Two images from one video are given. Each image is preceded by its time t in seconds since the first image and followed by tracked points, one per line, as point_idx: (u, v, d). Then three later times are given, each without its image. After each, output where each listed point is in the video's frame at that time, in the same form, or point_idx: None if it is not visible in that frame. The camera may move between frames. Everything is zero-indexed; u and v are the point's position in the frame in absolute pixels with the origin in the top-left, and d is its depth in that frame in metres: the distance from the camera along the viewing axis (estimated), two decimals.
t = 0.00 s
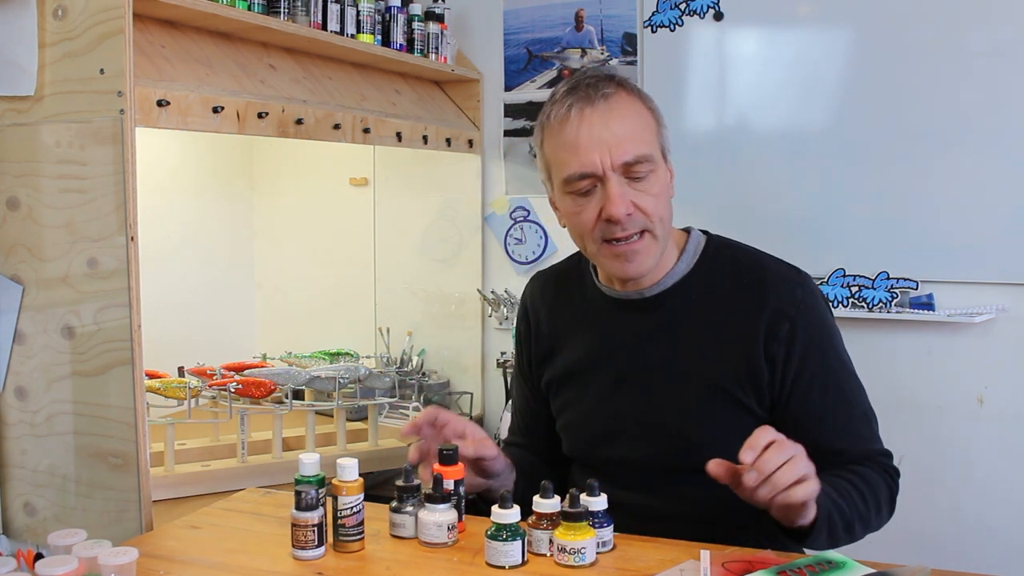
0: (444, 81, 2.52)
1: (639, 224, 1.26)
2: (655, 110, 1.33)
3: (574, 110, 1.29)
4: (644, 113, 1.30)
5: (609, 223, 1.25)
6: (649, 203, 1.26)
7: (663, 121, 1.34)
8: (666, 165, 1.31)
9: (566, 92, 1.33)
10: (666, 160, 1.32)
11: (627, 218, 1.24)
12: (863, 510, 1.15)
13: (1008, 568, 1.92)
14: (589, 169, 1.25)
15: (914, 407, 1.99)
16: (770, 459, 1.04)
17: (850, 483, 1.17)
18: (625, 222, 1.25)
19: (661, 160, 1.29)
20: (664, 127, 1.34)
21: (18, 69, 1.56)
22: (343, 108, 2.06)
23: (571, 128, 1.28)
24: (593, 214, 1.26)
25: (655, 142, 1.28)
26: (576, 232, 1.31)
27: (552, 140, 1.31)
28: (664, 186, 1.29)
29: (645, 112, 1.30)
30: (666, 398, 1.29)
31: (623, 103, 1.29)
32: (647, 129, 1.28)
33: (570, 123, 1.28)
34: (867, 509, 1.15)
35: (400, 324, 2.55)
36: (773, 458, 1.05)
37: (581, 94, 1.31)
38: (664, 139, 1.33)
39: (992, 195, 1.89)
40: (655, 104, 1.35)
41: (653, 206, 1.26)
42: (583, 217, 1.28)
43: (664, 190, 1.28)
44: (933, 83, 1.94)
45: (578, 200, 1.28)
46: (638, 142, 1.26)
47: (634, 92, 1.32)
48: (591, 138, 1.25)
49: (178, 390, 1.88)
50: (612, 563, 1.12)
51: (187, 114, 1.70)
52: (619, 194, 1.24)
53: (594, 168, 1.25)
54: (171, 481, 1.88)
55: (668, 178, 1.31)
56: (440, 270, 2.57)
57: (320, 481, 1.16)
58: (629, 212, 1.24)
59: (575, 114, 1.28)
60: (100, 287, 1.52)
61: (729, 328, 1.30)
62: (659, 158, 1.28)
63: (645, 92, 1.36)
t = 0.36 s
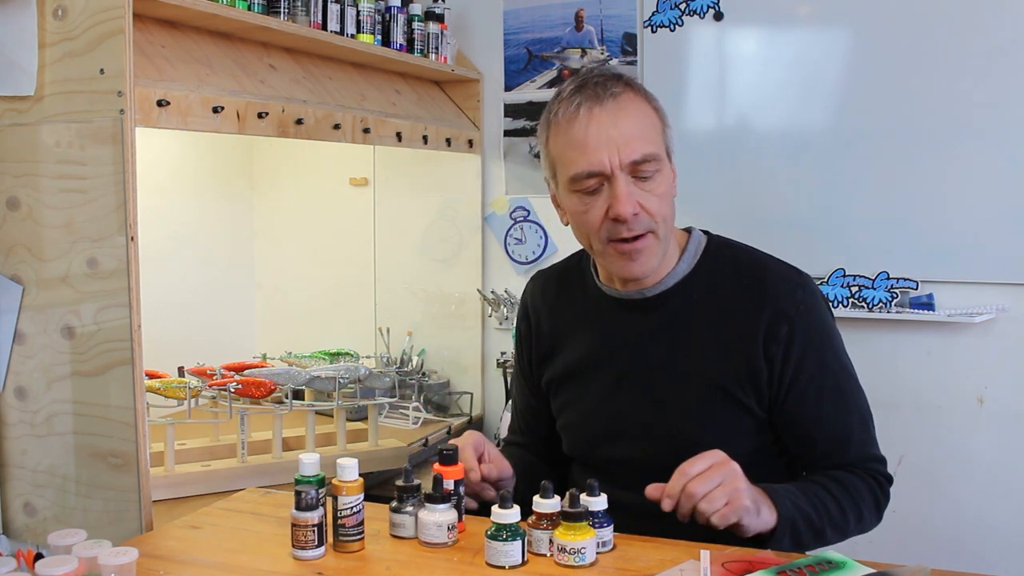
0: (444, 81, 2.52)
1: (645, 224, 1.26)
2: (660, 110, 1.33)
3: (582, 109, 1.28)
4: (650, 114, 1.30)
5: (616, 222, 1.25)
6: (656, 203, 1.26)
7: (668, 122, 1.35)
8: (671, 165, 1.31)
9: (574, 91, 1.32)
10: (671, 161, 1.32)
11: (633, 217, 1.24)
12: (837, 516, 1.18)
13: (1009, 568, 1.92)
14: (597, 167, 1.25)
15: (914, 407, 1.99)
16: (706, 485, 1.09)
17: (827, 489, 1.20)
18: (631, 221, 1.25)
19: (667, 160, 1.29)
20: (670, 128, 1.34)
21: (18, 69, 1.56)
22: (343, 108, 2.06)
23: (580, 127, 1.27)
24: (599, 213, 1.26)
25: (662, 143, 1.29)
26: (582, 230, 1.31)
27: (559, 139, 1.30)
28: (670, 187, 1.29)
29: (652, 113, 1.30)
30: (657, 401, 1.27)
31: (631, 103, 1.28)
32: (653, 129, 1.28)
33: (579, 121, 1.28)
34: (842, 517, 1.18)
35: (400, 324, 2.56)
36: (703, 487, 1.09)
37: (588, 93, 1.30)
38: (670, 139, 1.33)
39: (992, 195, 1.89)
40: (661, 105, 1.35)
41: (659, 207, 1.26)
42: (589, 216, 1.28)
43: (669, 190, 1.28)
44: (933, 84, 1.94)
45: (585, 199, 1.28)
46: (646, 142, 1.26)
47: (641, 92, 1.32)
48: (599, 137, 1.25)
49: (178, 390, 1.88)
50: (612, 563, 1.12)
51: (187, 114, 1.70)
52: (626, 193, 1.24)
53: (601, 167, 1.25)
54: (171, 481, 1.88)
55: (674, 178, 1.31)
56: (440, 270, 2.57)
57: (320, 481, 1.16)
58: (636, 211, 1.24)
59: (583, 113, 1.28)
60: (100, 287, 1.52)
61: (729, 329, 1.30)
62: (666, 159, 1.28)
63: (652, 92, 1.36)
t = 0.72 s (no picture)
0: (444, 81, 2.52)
1: (644, 221, 1.26)
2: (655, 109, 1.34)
3: (580, 107, 1.28)
4: (647, 111, 1.30)
5: (615, 219, 1.25)
6: (654, 200, 1.26)
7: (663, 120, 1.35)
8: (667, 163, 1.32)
9: (571, 89, 1.32)
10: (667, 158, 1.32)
11: (633, 214, 1.25)
12: (814, 516, 1.19)
13: (1009, 568, 1.92)
14: (596, 165, 1.25)
15: (914, 407, 1.99)
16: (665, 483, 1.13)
17: (807, 488, 1.21)
18: (631, 218, 1.25)
19: (663, 157, 1.30)
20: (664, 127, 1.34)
21: (18, 69, 1.56)
22: (343, 108, 2.06)
23: (578, 125, 1.27)
24: (599, 210, 1.26)
25: (659, 140, 1.29)
26: (580, 228, 1.31)
27: (557, 138, 1.30)
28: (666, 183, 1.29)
29: (648, 111, 1.31)
30: (646, 393, 1.26)
31: (628, 101, 1.29)
32: (650, 126, 1.28)
33: (577, 120, 1.28)
34: (819, 517, 1.19)
35: (400, 324, 2.56)
36: (660, 484, 1.13)
37: (585, 91, 1.30)
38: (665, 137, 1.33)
39: (992, 195, 1.89)
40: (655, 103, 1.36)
41: (657, 203, 1.27)
42: (588, 214, 1.28)
43: (666, 187, 1.29)
44: (932, 84, 1.94)
45: (584, 196, 1.28)
46: (644, 139, 1.26)
47: (637, 90, 1.33)
48: (598, 134, 1.25)
49: (178, 390, 1.88)
50: (612, 563, 1.12)
51: (188, 114, 1.70)
52: (626, 190, 1.24)
53: (600, 164, 1.25)
54: (171, 481, 1.88)
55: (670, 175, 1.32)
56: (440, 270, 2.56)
57: (320, 481, 1.17)
58: (635, 208, 1.24)
59: (581, 111, 1.28)
60: (99, 287, 1.52)
61: (721, 325, 1.30)
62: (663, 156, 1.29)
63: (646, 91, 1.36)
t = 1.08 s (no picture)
0: (444, 81, 2.52)
1: (636, 216, 1.25)
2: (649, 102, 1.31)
3: (571, 103, 1.26)
4: (640, 106, 1.27)
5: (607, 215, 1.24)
6: (646, 195, 1.25)
7: (658, 112, 1.32)
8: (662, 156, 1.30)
9: (562, 84, 1.29)
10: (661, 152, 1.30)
11: (625, 210, 1.24)
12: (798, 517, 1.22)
13: (1009, 568, 1.92)
14: (587, 162, 1.23)
15: (913, 407, 1.99)
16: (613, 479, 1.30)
17: (774, 484, 1.23)
18: (623, 214, 1.24)
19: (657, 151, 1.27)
20: (660, 120, 1.31)
21: (18, 69, 1.56)
22: (343, 108, 2.06)
23: (569, 122, 1.25)
24: (591, 207, 1.25)
25: (651, 134, 1.27)
26: (572, 225, 1.29)
27: (548, 135, 1.28)
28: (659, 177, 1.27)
29: (641, 105, 1.28)
30: (622, 388, 1.30)
31: (619, 96, 1.26)
32: (642, 120, 1.26)
33: (568, 116, 1.25)
34: (789, 514, 1.21)
35: (400, 324, 2.55)
36: (607, 480, 1.30)
37: (577, 87, 1.27)
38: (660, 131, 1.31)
39: (991, 195, 1.89)
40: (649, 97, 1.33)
41: (648, 198, 1.26)
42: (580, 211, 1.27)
43: (659, 181, 1.27)
44: (932, 84, 1.94)
45: (576, 194, 1.26)
46: (637, 134, 1.24)
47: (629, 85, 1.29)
48: (589, 131, 1.23)
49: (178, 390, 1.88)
50: (612, 563, 1.13)
51: (187, 114, 1.70)
52: (620, 185, 1.23)
53: (592, 161, 1.23)
54: (171, 481, 1.88)
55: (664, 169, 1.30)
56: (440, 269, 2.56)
57: (320, 481, 1.17)
58: (627, 204, 1.23)
59: (572, 108, 1.26)
60: (99, 287, 1.52)
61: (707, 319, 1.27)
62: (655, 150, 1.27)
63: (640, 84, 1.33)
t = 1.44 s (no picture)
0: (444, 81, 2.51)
1: (607, 210, 1.26)
2: (645, 98, 1.28)
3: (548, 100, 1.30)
4: (622, 102, 1.27)
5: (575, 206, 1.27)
6: (618, 189, 1.25)
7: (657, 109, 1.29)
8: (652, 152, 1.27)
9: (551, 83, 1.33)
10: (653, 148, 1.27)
11: (591, 202, 1.25)
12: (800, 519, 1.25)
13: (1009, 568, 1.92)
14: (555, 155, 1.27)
15: (913, 407, 1.99)
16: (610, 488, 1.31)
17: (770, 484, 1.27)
18: (590, 206, 1.26)
19: (639, 147, 1.26)
20: (655, 116, 1.28)
21: (19, 69, 1.56)
22: (343, 108, 2.06)
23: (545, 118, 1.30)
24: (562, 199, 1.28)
25: (631, 129, 1.26)
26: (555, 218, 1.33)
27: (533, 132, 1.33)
28: (640, 172, 1.25)
29: (626, 101, 1.27)
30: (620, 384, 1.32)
31: (597, 92, 1.28)
32: (620, 115, 1.26)
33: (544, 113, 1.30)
34: (781, 512, 1.25)
35: (400, 324, 2.56)
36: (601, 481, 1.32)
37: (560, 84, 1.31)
38: (655, 128, 1.27)
39: (991, 195, 1.89)
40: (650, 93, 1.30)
41: (621, 192, 1.25)
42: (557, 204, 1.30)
43: (641, 177, 1.25)
44: (933, 83, 1.94)
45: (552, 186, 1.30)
46: (607, 129, 1.25)
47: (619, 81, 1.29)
48: (558, 125, 1.27)
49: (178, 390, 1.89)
50: (611, 563, 1.13)
51: (187, 114, 1.70)
52: (586, 177, 1.25)
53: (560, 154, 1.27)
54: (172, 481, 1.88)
55: (654, 166, 1.26)
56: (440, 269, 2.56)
57: (320, 481, 1.17)
58: (593, 196, 1.25)
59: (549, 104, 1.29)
60: (100, 287, 1.52)
61: (704, 315, 1.30)
62: (635, 145, 1.25)
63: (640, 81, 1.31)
